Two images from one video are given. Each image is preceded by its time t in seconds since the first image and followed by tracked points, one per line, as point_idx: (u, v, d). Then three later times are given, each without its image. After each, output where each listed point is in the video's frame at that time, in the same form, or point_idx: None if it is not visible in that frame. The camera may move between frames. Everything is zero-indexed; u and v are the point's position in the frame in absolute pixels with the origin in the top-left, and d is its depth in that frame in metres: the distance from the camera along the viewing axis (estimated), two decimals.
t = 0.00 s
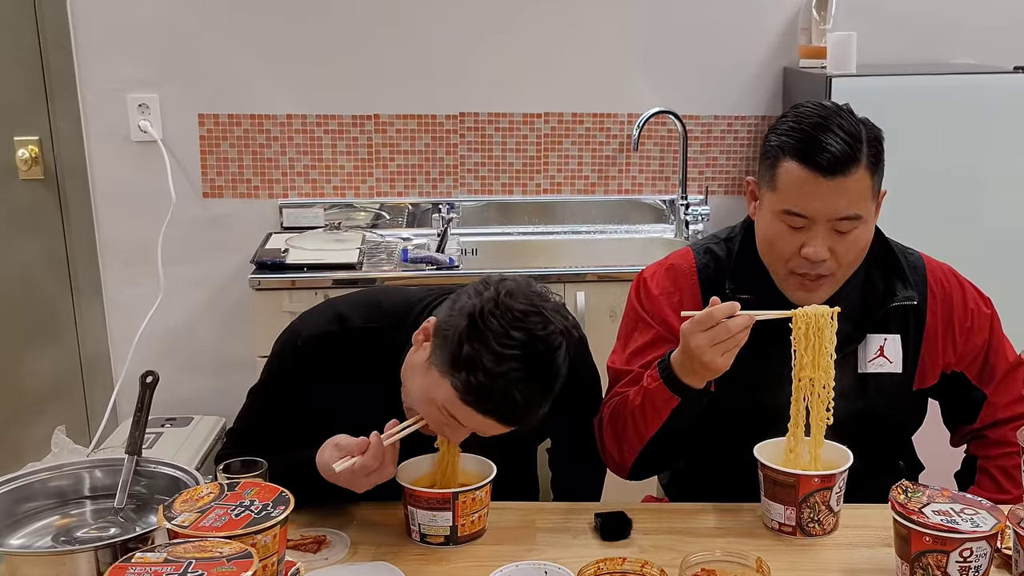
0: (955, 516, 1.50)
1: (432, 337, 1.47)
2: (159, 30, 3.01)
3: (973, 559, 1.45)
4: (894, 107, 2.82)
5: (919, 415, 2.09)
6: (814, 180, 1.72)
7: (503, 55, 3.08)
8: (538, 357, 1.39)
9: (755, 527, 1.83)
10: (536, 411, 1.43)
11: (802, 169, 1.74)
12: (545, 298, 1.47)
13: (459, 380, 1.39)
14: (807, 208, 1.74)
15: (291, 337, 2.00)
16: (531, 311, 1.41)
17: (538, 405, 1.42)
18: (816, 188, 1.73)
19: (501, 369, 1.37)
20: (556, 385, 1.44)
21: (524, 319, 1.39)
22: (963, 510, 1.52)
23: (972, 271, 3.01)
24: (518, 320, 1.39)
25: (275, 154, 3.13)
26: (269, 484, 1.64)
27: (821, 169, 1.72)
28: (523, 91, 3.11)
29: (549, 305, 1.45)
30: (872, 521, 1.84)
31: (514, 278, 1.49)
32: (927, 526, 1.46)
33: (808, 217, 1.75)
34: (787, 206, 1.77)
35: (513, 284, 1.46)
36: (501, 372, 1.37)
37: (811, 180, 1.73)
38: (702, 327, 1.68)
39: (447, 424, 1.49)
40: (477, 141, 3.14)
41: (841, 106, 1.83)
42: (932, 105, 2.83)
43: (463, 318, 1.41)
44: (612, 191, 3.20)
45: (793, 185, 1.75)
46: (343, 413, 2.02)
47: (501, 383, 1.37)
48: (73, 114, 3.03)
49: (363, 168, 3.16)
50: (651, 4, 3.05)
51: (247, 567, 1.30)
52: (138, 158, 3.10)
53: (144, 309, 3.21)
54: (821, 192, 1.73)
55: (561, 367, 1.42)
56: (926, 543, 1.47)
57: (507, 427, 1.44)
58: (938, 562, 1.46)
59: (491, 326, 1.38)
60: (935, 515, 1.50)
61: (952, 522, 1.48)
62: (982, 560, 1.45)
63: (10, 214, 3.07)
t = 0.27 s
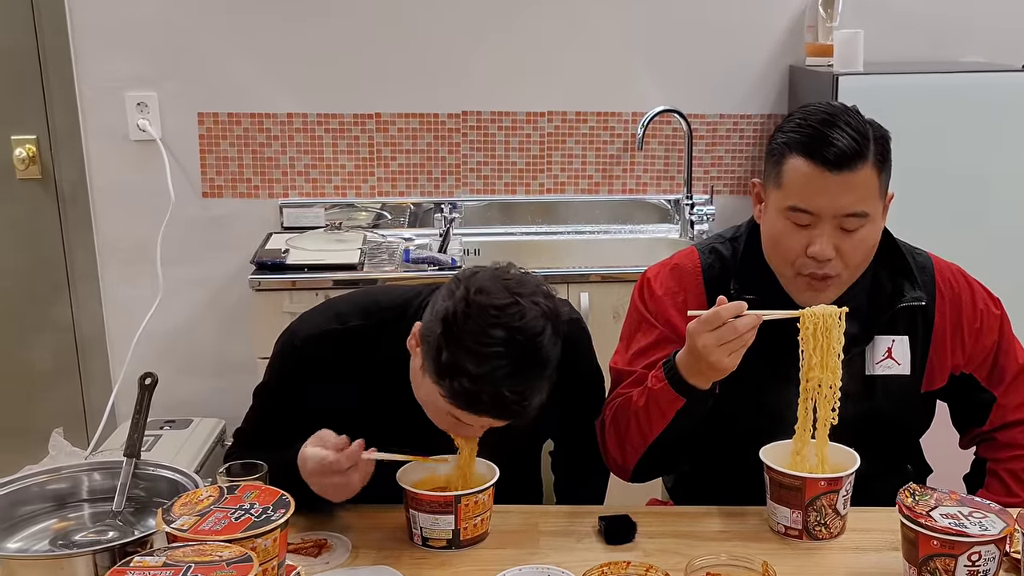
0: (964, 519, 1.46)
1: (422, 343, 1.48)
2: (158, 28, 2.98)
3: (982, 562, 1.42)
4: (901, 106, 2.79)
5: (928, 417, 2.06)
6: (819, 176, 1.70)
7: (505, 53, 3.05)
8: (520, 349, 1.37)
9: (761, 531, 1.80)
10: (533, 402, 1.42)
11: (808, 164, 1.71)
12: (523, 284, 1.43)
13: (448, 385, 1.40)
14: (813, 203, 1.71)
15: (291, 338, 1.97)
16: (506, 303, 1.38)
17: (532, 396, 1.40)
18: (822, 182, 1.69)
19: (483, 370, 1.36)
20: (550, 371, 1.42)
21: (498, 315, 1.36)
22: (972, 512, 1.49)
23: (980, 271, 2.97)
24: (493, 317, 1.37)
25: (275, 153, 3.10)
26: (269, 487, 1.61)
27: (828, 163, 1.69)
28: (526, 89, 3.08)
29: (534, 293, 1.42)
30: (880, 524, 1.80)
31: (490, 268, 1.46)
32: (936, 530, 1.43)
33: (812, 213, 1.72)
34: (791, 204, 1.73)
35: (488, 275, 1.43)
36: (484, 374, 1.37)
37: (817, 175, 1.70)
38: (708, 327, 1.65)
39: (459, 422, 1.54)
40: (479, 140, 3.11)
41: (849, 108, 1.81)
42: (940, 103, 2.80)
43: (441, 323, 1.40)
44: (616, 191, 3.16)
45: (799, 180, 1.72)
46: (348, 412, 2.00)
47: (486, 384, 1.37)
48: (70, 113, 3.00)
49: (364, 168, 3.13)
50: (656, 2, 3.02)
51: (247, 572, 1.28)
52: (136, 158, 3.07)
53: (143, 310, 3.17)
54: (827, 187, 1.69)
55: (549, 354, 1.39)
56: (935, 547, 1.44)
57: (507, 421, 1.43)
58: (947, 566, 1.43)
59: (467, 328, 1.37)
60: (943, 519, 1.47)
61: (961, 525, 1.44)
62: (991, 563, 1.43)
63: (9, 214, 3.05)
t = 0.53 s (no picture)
0: (973, 522, 1.44)
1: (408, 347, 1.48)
2: (156, 25, 2.94)
3: (990, 566, 1.39)
4: (909, 105, 2.76)
5: (936, 421, 2.03)
6: (827, 173, 1.66)
7: (508, 52, 3.01)
8: (505, 341, 1.36)
9: (766, 535, 1.77)
10: (521, 397, 1.39)
11: (814, 162, 1.68)
12: (510, 280, 1.43)
13: (433, 380, 1.38)
14: (819, 202, 1.68)
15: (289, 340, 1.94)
16: (491, 297, 1.38)
17: (519, 391, 1.38)
18: (828, 180, 1.66)
19: (467, 363, 1.35)
20: (538, 367, 1.40)
21: (483, 307, 1.36)
22: (981, 516, 1.46)
23: (989, 272, 2.94)
24: (477, 310, 1.36)
25: (275, 152, 3.07)
26: (270, 490, 1.58)
27: (833, 161, 1.66)
28: (528, 88, 3.04)
29: (518, 290, 1.42)
30: (889, 527, 1.77)
31: (476, 267, 1.46)
32: (943, 534, 1.40)
33: (819, 211, 1.68)
34: (796, 201, 1.70)
35: (473, 274, 1.43)
36: (468, 367, 1.35)
37: (823, 173, 1.67)
38: (714, 331, 1.62)
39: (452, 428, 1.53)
40: (482, 139, 3.07)
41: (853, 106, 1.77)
42: (948, 102, 2.76)
43: (424, 320, 1.40)
44: (620, 190, 3.13)
45: (805, 179, 1.68)
46: (348, 413, 1.99)
47: (470, 377, 1.35)
48: (68, 111, 2.97)
49: (365, 167, 3.09)
50: None
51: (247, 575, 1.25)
52: (135, 157, 3.03)
53: (141, 311, 3.14)
54: (833, 185, 1.66)
55: (536, 347, 1.38)
56: (942, 551, 1.41)
57: (495, 419, 1.41)
58: (954, 570, 1.40)
59: (451, 322, 1.36)
60: (951, 522, 1.44)
61: (968, 528, 1.42)
62: (1000, 568, 1.39)
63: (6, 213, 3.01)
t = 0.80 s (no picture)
0: (981, 526, 1.41)
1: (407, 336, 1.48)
2: (155, 23, 2.91)
3: (998, 571, 1.37)
4: (918, 103, 2.73)
5: (945, 423, 2.00)
6: (833, 177, 1.62)
7: (510, 49, 2.98)
8: (504, 329, 1.35)
9: (772, 538, 1.74)
10: (522, 386, 1.39)
11: (820, 166, 1.64)
12: (509, 267, 1.42)
13: (432, 370, 1.38)
14: (826, 207, 1.64)
15: (290, 341, 1.96)
16: (490, 284, 1.37)
17: (519, 379, 1.37)
18: (835, 185, 1.62)
19: (465, 352, 1.35)
20: (538, 355, 1.40)
21: (481, 295, 1.35)
22: (990, 519, 1.43)
23: (998, 273, 2.90)
24: (476, 298, 1.36)
25: (276, 151, 3.03)
26: (270, 493, 1.55)
27: (840, 166, 1.62)
28: (531, 86, 3.01)
29: (518, 278, 1.41)
30: (899, 531, 1.74)
31: (474, 254, 1.45)
32: (953, 538, 1.37)
33: (824, 215, 1.64)
34: (802, 206, 1.66)
35: (472, 261, 1.43)
36: (466, 356, 1.35)
37: (829, 178, 1.63)
38: (720, 334, 1.58)
39: (453, 417, 1.54)
40: (485, 137, 3.04)
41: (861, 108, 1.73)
42: (957, 101, 2.73)
43: (422, 308, 1.39)
44: (625, 190, 3.10)
45: (811, 183, 1.64)
46: (351, 414, 2.00)
47: (469, 366, 1.35)
48: (66, 110, 2.94)
49: (367, 166, 3.06)
50: None
51: None
52: (133, 156, 3.00)
53: (140, 312, 3.11)
54: (839, 189, 1.62)
55: (536, 335, 1.37)
56: (951, 555, 1.39)
57: (496, 409, 1.40)
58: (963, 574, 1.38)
59: (450, 310, 1.36)
60: (960, 525, 1.41)
61: (978, 532, 1.39)
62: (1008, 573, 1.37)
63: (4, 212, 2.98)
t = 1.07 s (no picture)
0: (990, 530, 1.40)
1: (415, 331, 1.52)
2: (154, 20, 2.88)
3: None
4: (927, 101, 2.69)
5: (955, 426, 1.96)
6: (846, 205, 1.58)
7: (513, 47, 2.95)
8: (513, 322, 1.41)
9: (778, 542, 1.71)
10: (530, 379, 1.44)
11: (834, 192, 1.59)
12: (518, 263, 1.48)
13: (441, 362, 1.44)
14: (837, 232, 1.60)
15: (291, 342, 1.95)
16: (499, 278, 1.43)
17: (527, 372, 1.42)
18: (848, 212, 1.58)
19: (475, 344, 1.40)
20: (546, 350, 1.45)
21: (490, 288, 1.41)
22: (999, 523, 1.42)
23: (1007, 274, 2.87)
24: (485, 291, 1.41)
25: (276, 151, 3.00)
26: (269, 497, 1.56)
27: (853, 193, 1.57)
28: (534, 85, 2.98)
29: (527, 273, 1.47)
30: (908, 534, 1.71)
31: (483, 248, 1.51)
32: (961, 541, 1.37)
33: (836, 242, 1.61)
34: (814, 231, 1.62)
35: (481, 256, 1.49)
36: (475, 348, 1.40)
37: (841, 204, 1.59)
38: (724, 350, 1.56)
39: (457, 417, 1.56)
40: (488, 136, 3.01)
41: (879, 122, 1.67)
42: (966, 99, 2.70)
43: (432, 301, 1.45)
44: (630, 189, 3.06)
45: (824, 209, 1.60)
46: (348, 410, 1.98)
47: (477, 358, 1.40)
48: (64, 108, 2.90)
49: (368, 166, 3.03)
50: None
51: None
52: (132, 155, 2.97)
53: (139, 313, 3.08)
54: (852, 217, 1.58)
55: (545, 329, 1.43)
56: (959, 559, 1.38)
57: (504, 404, 1.45)
58: None
59: (460, 303, 1.42)
60: (969, 529, 1.40)
61: (987, 536, 1.38)
62: None
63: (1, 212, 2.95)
